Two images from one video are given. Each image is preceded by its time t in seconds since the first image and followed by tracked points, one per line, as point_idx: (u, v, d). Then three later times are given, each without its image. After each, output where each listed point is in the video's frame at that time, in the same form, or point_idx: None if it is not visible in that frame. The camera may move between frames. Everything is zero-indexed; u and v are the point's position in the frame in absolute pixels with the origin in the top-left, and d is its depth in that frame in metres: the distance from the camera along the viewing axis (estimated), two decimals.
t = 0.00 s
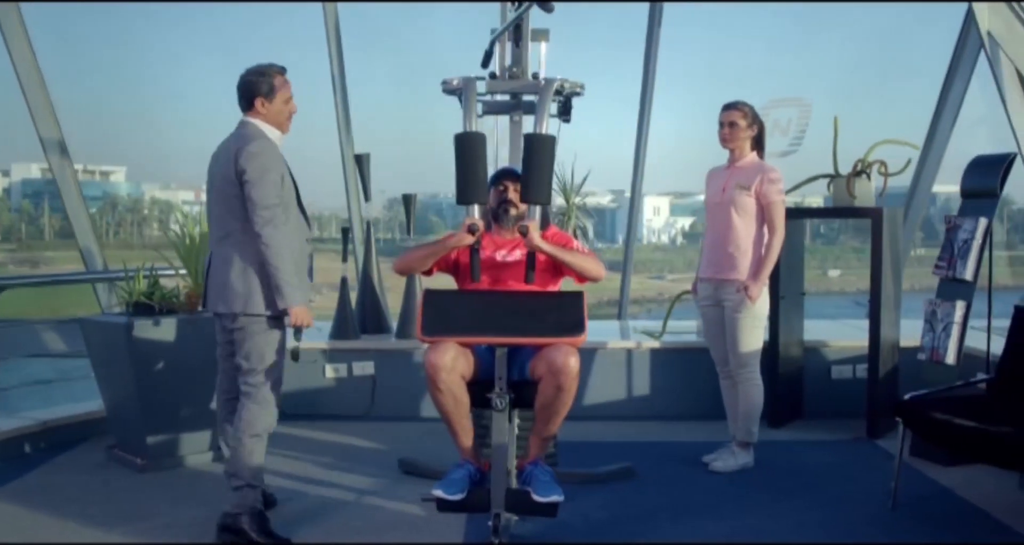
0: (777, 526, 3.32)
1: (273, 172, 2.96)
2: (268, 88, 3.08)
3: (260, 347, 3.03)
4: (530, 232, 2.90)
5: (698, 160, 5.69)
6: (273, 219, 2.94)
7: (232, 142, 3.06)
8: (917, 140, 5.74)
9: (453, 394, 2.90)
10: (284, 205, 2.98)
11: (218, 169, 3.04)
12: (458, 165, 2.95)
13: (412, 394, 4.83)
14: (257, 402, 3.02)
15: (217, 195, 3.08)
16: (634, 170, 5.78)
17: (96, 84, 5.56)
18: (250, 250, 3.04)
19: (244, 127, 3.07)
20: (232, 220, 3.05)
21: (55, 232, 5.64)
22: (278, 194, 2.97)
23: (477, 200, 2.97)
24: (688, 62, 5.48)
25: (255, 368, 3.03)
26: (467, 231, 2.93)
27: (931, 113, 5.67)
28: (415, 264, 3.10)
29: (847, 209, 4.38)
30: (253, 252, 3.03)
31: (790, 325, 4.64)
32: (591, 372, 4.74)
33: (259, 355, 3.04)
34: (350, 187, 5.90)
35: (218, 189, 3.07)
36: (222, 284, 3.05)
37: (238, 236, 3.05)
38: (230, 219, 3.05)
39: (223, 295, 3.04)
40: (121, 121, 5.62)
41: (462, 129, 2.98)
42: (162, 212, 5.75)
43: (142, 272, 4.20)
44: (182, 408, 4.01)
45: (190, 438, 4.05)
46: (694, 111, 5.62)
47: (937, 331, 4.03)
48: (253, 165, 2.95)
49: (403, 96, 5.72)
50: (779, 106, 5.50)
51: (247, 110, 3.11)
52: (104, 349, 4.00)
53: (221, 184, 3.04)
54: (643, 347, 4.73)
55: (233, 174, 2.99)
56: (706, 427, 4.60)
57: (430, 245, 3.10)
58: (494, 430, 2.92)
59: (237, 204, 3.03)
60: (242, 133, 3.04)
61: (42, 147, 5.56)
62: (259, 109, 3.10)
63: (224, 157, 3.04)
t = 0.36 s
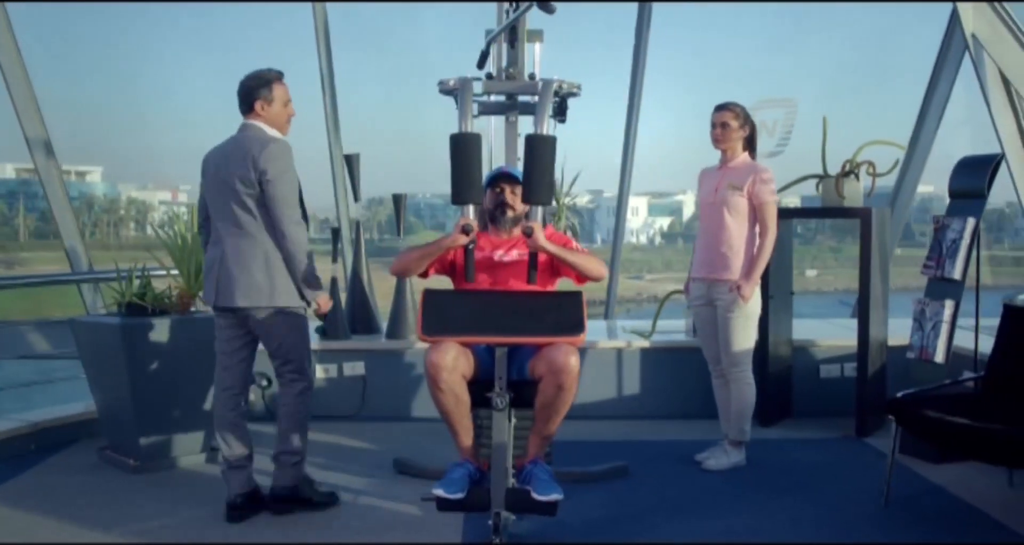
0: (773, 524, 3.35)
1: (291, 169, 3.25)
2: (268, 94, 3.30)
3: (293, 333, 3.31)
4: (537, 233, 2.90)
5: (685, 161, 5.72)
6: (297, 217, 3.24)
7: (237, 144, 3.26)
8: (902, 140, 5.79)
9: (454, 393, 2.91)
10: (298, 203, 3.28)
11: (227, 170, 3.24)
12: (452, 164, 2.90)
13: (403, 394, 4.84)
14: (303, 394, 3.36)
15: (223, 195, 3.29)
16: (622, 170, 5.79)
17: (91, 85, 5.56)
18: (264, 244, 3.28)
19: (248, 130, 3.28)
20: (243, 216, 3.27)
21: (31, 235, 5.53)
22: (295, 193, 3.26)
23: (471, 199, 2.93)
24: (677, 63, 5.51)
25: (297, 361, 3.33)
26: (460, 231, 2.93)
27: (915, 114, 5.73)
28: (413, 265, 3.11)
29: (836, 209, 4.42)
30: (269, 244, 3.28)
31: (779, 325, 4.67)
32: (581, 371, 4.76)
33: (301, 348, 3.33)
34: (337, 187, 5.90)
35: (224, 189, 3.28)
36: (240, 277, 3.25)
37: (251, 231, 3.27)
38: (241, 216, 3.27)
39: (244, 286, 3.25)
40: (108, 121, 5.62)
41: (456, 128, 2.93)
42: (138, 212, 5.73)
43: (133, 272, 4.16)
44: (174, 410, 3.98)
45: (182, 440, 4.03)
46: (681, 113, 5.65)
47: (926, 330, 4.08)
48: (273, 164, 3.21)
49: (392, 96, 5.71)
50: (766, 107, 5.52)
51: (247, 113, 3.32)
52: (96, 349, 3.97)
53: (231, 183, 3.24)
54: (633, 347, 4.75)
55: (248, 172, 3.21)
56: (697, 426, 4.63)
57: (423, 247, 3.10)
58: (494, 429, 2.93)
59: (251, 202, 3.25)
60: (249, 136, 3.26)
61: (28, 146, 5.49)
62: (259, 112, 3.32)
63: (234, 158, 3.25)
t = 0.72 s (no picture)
0: (775, 522, 3.37)
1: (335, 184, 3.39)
2: (311, 112, 3.38)
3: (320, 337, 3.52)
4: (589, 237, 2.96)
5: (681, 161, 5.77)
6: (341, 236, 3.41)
7: (282, 155, 3.36)
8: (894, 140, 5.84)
9: (462, 392, 2.92)
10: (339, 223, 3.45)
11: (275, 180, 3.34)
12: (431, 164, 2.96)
13: (400, 393, 4.84)
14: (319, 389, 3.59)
15: (268, 203, 3.38)
16: (616, 169, 5.81)
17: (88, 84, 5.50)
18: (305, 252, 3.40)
19: (291, 143, 3.37)
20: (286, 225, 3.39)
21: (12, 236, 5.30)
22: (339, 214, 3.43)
23: (450, 198, 2.98)
24: (674, 61, 5.56)
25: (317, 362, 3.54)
26: (425, 230, 2.95)
27: (907, 115, 5.79)
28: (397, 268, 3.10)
29: (831, 208, 4.45)
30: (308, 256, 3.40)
31: (775, 323, 4.70)
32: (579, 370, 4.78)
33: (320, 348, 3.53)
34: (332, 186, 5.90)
35: (271, 198, 3.37)
36: (284, 284, 3.36)
37: (294, 241, 3.39)
38: (285, 224, 3.39)
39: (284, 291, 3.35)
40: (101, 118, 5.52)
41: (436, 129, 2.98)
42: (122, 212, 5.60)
43: (132, 271, 4.15)
44: (173, 409, 3.97)
45: (181, 439, 4.02)
46: (677, 111, 5.68)
47: (922, 328, 4.12)
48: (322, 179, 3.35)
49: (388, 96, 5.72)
50: (761, 106, 5.53)
51: (289, 124, 3.42)
52: (94, 348, 3.96)
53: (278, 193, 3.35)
54: (630, 345, 4.78)
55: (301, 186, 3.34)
56: (694, 424, 4.65)
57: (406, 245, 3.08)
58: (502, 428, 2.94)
59: (297, 214, 3.37)
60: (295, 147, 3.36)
61: (21, 147, 5.31)
62: (300, 125, 3.42)
63: (287, 169, 3.34)
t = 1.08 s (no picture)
0: (781, 519, 3.38)
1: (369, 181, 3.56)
2: (349, 112, 3.59)
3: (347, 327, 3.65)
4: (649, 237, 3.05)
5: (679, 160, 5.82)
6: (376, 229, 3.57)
7: (320, 153, 3.58)
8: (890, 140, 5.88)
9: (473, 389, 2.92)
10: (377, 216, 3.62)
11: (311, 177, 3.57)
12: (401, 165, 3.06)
13: (401, 393, 4.84)
14: (337, 380, 3.65)
15: (307, 199, 3.63)
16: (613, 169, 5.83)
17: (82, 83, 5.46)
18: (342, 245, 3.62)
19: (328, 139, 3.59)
20: (324, 219, 3.61)
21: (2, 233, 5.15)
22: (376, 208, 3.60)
23: (421, 199, 3.04)
24: (673, 61, 5.60)
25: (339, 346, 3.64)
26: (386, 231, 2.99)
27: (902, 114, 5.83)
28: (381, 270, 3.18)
29: (832, 208, 4.48)
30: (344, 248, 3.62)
31: (776, 322, 4.72)
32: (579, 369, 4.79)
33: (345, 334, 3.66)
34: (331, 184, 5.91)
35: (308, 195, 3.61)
36: (317, 275, 3.60)
37: (330, 234, 3.61)
38: (322, 219, 3.61)
39: (316, 281, 3.59)
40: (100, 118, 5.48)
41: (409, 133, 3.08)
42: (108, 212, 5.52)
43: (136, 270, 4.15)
44: (178, 408, 3.96)
45: (185, 439, 4.01)
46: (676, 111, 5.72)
47: (923, 326, 4.15)
48: (355, 179, 3.54)
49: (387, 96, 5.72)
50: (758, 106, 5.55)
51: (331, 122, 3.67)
52: (97, 348, 3.94)
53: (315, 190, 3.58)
54: (630, 344, 4.79)
55: (333, 185, 3.55)
56: (695, 422, 4.67)
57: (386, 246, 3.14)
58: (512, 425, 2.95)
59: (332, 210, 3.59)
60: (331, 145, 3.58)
61: (20, 145, 5.25)
62: (340, 123, 3.65)
63: (323, 169, 3.57)
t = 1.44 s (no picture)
0: (787, 516, 3.40)
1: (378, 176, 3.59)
2: (363, 109, 3.68)
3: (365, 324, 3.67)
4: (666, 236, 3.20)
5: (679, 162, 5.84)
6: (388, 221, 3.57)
7: (336, 154, 3.67)
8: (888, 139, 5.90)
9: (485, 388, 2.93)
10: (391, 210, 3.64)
11: (326, 178, 3.65)
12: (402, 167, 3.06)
13: (404, 392, 4.84)
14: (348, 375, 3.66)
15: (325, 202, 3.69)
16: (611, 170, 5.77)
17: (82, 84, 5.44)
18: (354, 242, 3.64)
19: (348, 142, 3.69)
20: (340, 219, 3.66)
21: None
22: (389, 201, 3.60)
23: (422, 200, 3.04)
24: (671, 62, 5.61)
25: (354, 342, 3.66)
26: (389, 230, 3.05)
27: (900, 114, 5.86)
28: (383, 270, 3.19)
29: (833, 207, 4.51)
30: (360, 244, 3.64)
31: (776, 320, 4.74)
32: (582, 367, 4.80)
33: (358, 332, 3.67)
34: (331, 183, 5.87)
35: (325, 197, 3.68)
36: (335, 273, 3.62)
37: (346, 232, 3.66)
38: (337, 219, 3.65)
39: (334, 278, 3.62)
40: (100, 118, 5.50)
41: (410, 136, 3.10)
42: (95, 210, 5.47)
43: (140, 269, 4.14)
44: (182, 408, 3.95)
45: (190, 438, 4.00)
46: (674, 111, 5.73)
47: (925, 324, 4.18)
48: (363, 173, 3.58)
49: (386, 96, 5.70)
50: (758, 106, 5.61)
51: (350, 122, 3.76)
52: (100, 347, 3.93)
53: (329, 191, 3.64)
54: (631, 342, 4.81)
55: (344, 183, 3.61)
56: (696, 420, 4.69)
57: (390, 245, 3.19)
58: (523, 423, 2.96)
59: (347, 207, 3.63)
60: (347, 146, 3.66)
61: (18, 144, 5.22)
62: (357, 122, 3.73)
63: (336, 169, 3.64)
